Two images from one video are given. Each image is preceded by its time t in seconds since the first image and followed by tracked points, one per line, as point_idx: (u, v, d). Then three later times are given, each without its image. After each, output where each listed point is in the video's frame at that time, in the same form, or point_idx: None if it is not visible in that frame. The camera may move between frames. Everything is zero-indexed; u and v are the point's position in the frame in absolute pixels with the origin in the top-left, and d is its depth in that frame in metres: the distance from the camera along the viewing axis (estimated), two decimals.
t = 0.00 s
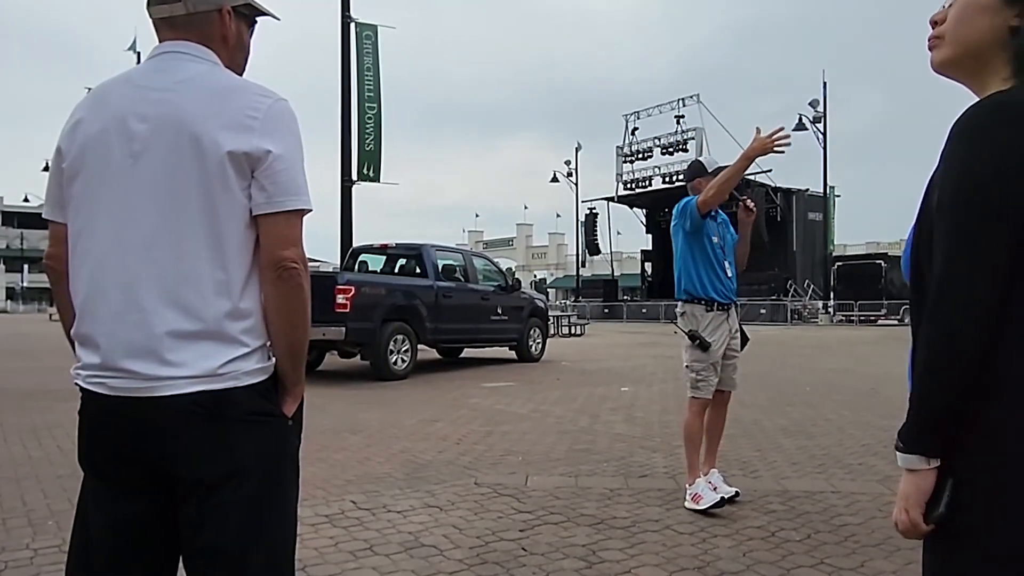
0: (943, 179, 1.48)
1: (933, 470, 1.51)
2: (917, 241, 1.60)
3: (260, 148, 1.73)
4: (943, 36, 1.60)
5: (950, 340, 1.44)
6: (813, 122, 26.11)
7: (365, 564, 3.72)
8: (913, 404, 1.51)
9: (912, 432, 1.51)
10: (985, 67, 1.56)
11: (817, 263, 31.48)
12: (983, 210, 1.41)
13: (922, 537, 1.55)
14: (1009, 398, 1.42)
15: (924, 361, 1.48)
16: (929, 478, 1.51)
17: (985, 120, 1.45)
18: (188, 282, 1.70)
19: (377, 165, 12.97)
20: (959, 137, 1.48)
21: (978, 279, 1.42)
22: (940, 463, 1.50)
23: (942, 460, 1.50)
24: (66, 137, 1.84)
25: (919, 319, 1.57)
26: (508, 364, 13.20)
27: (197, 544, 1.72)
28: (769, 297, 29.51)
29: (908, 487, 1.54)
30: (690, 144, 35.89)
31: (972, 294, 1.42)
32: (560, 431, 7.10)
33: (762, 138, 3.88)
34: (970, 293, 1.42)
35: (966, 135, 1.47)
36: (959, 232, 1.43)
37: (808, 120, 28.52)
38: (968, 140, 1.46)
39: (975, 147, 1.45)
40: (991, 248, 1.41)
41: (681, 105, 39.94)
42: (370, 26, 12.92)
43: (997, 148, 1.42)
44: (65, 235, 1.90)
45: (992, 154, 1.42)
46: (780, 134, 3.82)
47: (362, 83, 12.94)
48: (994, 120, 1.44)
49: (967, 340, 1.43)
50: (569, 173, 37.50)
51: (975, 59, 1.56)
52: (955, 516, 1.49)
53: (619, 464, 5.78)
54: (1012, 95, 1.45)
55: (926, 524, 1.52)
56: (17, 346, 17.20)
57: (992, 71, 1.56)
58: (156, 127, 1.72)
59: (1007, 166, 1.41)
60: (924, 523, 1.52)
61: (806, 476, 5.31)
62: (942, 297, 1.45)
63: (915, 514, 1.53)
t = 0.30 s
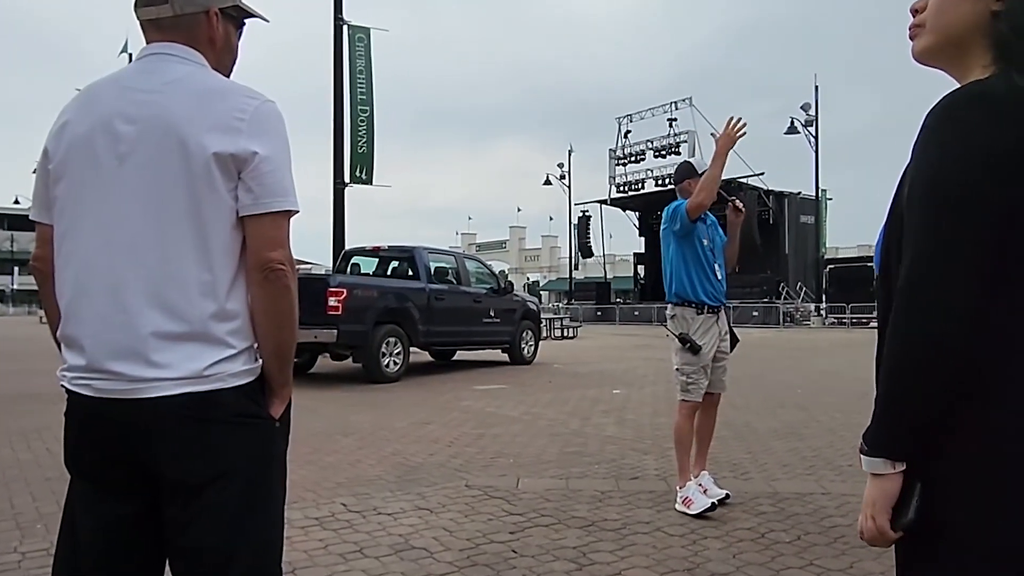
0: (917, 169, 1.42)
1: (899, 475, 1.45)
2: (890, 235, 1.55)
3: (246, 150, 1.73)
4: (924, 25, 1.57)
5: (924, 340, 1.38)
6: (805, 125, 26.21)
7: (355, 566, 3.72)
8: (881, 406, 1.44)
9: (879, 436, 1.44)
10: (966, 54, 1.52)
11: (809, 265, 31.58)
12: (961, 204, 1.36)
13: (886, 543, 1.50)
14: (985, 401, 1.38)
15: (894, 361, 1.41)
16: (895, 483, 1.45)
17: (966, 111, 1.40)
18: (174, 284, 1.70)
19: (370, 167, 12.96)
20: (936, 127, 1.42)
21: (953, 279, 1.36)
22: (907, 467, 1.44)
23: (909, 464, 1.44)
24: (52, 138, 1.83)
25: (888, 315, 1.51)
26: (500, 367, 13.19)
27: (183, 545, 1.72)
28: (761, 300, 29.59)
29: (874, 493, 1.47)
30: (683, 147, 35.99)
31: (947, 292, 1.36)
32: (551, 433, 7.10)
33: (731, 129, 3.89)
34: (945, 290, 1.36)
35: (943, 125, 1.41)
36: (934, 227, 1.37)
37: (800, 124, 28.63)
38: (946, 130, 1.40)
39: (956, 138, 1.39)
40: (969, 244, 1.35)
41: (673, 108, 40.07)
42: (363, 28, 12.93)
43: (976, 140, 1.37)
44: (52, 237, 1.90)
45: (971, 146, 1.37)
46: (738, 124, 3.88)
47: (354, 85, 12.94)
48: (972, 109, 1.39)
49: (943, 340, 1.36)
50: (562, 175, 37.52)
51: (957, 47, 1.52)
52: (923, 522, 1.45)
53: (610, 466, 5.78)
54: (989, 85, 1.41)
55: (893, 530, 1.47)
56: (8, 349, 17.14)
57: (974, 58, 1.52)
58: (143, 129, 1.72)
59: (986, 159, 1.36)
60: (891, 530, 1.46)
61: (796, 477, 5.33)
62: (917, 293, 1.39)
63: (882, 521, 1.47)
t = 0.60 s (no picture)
0: (879, 163, 1.35)
1: (853, 483, 1.40)
2: (855, 232, 1.49)
3: (234, 153, 1.73)
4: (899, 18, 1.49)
5: (880, 342, 1.32)
6: (797, 131, 26.31)
7: (344, 571, 3.71)
8: (838, 412, 1.39)
9: (834, 444, 1.39)
10: (940, 48, 1.44)
11: (802, 270, 31.69)
12: (924, 200, 1.28)
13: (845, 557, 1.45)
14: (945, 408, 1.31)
15: (851, 365, 1.35)
16: (849, 492, 1.40)
17: (930, 100, 1.31)
18: (160, 287, 1.70)
19: (362, 171, 12.95)
20: (900, 117, 1.34)
21: (908, 280, 1.29)
22: (861, 475, 1.39)
23: (862, 472, 1.39)
24: (39, 141, 1.83)
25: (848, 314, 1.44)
26: (493, 371, 13.18)
27: (168, 549, 1.71)
28: (753, 304, 29.66)
29: (829, 503, 1.43)
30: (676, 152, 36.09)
31: (902, 295, 1.30)
32: (543, 438, 7.10)
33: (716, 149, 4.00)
34: (903, 292, 1.30)
35: (907, 115, 1.33)
36: (893, 225, 1.31)
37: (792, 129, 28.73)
38: (910, 121, 1.32)
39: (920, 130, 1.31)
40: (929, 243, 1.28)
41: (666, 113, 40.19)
42: (355, 32, 12.94)
43: (942, 131, 1.28)
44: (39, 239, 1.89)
45: (934, 139, 1.28)
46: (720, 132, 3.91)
47: (347, 89, 12.94)
48: (938, 99, 1.31)
49: (900, 342, 1.31)
50: (555, 180, 37.55)
51: (929, 42, 1.44)
52: (878, 530, 1.39)
53: (601, 470, 5.79)
54: (956, 75, 1.32)
55: (847, 543, 1.41)
56: None
57: (948, 51, 1.43)
58: (131, 133, 1.72)
59: (953, 151, 1.27)
60: (844, 543, 1.41)
61: (786, 482, 5.34)
62: (874, 294, 1.33)
63: (836, 532, 1.42)
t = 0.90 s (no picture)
0: (843, 170, 1.33)
1: (822, 498, 1.38)
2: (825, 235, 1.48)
3: (229, 158, 1.74)
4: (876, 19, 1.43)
5: (843, 353, 1.31)
6: (791, 137, 26.38)
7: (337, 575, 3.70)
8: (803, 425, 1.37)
9: (802, 459, 1.37)
10: (918, 49, 1.38)
11: (796, 276, 31.75)
12: (886, 208, 1.27)
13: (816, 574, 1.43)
14: (908, 418, 1.29)
15: (816, 374, 1.34)
16: (818, 507, 1.38)
17: (893, 106, 1.30)
18: (153, 290, 1.70)
19: (357, 176, 12.96)
20: (863, 123, 1.32)
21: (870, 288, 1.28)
22: (830, 490, 1.37)
23: (832, 488, 1.37)
24: (32, 144, 1.84)
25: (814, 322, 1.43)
26: (487, 376, 13.18)
27: (160, 553, 1.71)
28: (748, 310, 29.69)
29: (800, 520, 1.41)
30: (671, 158, 36.17)
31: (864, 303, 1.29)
32: (537, 443, 7.10)
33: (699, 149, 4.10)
34: (864, 302, 1.29)
35: (870, 122, 1.31)
36: (858, 232, 1.29)
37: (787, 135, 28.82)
38: (874, 127, 1.30)
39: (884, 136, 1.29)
40: (890, 251, 1.27)
41: (661, 119, 40.28)
42: (351, 37, 12.95)
43: (904, 138, 1.26)
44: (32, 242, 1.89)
45: (895, 146, 1.27)
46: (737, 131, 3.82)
47: (342, 93, 12.95)
48: (901, 105, 1.29)
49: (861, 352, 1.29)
50: (551, 185, 37.60)
51: (906, 43, 1.39)
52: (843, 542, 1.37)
53: (595, 476, 5.79)
54: (921, 79, 1.30)
55: (817, 560, 1.40)
56: None
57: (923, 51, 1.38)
58: (126, 137, 1.72)
59: (917, 157, 1.25)
60: (813, 559, 1.39)
61: (779, 487, 5.34)
62: (837, 300, 1.32)
63: (806, 549, 1.40)
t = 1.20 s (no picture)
0: (815, 176, 1.34)
1: (799, 507, 1.38)
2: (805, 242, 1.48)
3: (228, 160, 1.75)
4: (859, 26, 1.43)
5: (815, 359, 1.31)
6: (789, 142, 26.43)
7: None
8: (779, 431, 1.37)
9: (778, 466, 1.37)
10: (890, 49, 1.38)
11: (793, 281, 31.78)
12: (856, 215, 1.27)
13: None
14: (882, 426, 1.27)
15: (791, 380, 1.34)
16: (795, 516, 1.38)
17: (862, 111, 1.30)
18: (151, 292, 1.71)
19: (355, 179, 12.97)
20: (835, 129, 1.32)
21: (842, 294, 1.28)
22: (806, 499, 1.37)
23: (808, 497, 1.37)
24: (32, 145, 1.84)
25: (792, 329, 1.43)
26: (484, 380, 13.18)
27: (159, 554, 1.71)
28: (745, 315, 29.72)
29: (776, 528, 1.41)
30: (668, 162, 36.23)
31: (838, 309, 1.29)
32: (534, 446, 7.10)
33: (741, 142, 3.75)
34: (835, 307, 1.29)
35: (841, 128, 1.32)
36: (832, 238, 1.29)
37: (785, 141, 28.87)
38: (845, 133, 1.30)
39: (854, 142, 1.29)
40: (862, 257, 1.27)
41: (659, 124, 40.33)
42: (350, 40, 12.98)
43: (874, 145, 1.27)
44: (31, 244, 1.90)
45: (864, 152, 1.27)
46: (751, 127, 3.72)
47: (341, 96, 12.97)
48: (873, 110, 1.29)
49: (833, 358, 1.29)
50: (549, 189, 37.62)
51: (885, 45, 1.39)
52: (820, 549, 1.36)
53: (592, 479, 5.79)
54: (891, 83, 1.30)
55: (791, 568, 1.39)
56: None
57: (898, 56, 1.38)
58: (125, 139, 1.73)
59: (887, 163, 1.25)
60: (787, 568, 1.39)
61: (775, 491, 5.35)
62: (812, 306, 1.32)
63: (780, 559, 1.40)
